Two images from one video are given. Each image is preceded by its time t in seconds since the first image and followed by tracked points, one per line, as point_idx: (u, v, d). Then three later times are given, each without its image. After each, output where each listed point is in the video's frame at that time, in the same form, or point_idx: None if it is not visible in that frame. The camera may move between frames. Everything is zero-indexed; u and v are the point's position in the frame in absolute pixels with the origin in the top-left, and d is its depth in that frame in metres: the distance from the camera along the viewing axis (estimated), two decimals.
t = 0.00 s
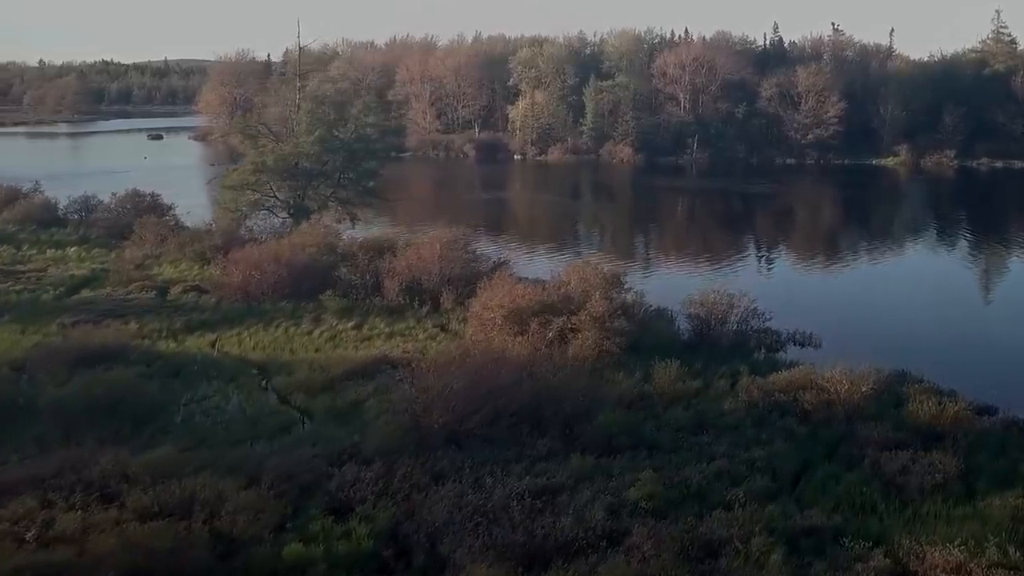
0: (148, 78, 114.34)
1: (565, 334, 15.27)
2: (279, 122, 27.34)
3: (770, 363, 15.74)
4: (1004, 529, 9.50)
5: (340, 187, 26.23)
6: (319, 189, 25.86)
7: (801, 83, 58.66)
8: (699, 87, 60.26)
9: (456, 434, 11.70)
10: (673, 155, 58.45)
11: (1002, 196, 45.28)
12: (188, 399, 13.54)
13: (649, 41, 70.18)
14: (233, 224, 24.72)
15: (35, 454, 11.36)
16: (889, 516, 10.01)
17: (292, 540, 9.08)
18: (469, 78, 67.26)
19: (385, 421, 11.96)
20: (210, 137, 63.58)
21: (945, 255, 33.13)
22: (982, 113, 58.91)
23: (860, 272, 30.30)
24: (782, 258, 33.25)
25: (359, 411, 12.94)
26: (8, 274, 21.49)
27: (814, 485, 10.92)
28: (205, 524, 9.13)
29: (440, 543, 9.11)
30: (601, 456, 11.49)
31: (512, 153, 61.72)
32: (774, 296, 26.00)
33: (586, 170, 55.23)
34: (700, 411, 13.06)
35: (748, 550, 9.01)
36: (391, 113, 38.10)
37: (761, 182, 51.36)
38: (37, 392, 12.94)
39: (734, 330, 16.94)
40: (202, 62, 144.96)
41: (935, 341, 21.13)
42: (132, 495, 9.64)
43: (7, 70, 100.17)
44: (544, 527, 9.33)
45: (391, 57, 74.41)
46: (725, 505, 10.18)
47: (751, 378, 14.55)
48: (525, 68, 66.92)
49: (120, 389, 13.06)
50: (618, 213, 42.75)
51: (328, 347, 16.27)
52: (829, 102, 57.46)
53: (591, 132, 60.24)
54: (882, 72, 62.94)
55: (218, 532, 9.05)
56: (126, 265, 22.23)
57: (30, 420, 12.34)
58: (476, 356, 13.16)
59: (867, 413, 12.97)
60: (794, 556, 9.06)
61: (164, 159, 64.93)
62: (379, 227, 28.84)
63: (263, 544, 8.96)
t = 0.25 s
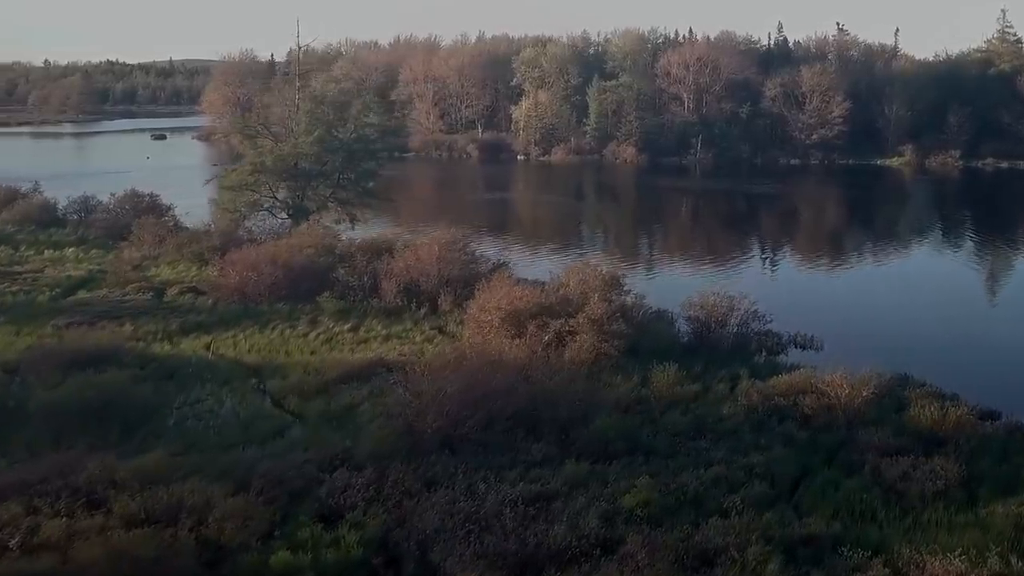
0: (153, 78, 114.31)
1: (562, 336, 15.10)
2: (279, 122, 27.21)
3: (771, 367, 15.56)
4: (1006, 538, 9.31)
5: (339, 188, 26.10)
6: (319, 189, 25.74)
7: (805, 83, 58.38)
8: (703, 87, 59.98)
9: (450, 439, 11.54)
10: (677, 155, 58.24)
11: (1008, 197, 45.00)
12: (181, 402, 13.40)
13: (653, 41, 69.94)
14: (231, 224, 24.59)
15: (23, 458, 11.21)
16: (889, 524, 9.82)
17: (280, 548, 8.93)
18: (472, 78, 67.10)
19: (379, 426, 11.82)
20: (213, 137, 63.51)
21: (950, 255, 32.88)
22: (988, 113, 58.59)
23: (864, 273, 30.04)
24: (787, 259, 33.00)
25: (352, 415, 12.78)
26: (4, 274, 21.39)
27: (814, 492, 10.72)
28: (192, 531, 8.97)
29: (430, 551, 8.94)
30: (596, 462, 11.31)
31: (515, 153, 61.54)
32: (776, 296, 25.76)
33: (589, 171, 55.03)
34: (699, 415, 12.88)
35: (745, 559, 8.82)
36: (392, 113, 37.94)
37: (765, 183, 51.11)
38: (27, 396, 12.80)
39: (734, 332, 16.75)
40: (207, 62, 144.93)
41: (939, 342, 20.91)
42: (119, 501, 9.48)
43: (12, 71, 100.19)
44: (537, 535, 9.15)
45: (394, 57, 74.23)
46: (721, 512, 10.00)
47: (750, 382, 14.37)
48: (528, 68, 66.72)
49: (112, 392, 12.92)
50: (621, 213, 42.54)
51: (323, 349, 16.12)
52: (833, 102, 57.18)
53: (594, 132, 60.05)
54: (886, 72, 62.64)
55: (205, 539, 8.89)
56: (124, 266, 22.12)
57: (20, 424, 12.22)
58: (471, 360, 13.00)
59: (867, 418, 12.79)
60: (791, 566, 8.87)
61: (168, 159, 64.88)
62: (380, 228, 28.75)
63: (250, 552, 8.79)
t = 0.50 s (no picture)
0: (158, 78, 114.36)
1: (559, 339, 14.92)
2: (278, 122, 27.08)
3: (771, 370, 15.37)
4: (1009, 547, 9.09)
5: (339, 189, 25.96)
6: (318, 190, 25.62)
7: (810, 83, 58.11)
8: (707, 87, 59.66)
9: (443, 445, 11.37)
10: (681, 155, 58.02)
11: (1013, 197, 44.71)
12: (173, 405, 13.27)
13: (657, 40, 69.68)
14: (230, 225, 24.45)
15: (11, 463, 11.08)
16: (890, 533, 9.61)
17: (267, 556, 8.76)
18: (476, 78, 66.94)
19: (372, 431, 11.66)
20: (215, 137, 63.46)
21: (956, 256, 32.60)
22: (993, 113, 58.25)
23: (869, 274, 29.78)
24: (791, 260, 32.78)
25: (346, 419, 12.62)
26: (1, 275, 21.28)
27: (813, 500, 10.52)
28: (177, 538, 8.81)
29: (420, 560, 8.76)
30: (592, 468, 11.12)
31: (518, 153, 61.36)
32: (779, 297, 25.54)
33: (592, 171, 54.84)
34: (697, 420, 12.69)
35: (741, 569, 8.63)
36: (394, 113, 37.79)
37: (769, 183, 50.88)
38: (18, 400, 12.67)
39: (734, 335, 16.56)
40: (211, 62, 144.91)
41: (944, 342, 20.70)
42: (105, 508, 9.33)
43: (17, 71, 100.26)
44: (529, 544, 8.96)
45: (398, 57, 74.10)
46: (718, 521, 9.82)
47: (750, 386, 14.18)
48: (531, 68, 66.53)
49: (104, 395, 12.78)
50: (624, 214, 42.33)
51: (319, 352, 15.96)
52: (838, 102, 56.89)
53: (598, 133, 59.88)
54: (891, 72, 62.33)
55: (191, 547, 8.73)
56: (121, 267, 22.01)
57: (10, 428, 12.08)
58: (466, 364, 12.83)
59: (868, 423, 12.58)
60: None
61: (171, 159, 64.84)
62: (380, 229, 28.62)
63: (236, 561, 8.63)
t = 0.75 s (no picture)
0: (162, 78, 114.37)
1: (556, 342, 14.74)
2: (277, 123, 26.95)
3: (771, 374, 15.18)
4: (1011, 557, 8.89)
5: (338, 190, 25.82)
6: (316, 191, 25.48)
7: (814, 83, 57.84)
8: (711, 87, 59.31)
9: (436, 450, 11.20)
10: (684, 156, 57.80)
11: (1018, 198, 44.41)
12: (165, 409, 13.12)
13: (661, 41, 69.42)
14: (228, 226, 24.32)
15: None
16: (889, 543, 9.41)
17: (252, 565, 8.59)
18: (479, 78, 66.79)
19: (363, 437, 11.49)
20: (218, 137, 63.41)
21: (961, 257, 32.32)
22: (999, 113, 57.91)
23: (874, 274, 29.50)
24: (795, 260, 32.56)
25: (338, 424, 12.45)
26: None
27: (811, 508, 10.32)
28: (162, 547, 8.64)
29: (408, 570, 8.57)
30: (586, 475, 10.94)
31: (521, 154, 61.17)
32: (781, 297, 25.28)
33: (595, 171, 54.67)
34: (694, 426, 12.50)
35: None
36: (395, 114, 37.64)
37: (772, 184, 50.65)
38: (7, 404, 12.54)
39: (734, 337, 16.36)
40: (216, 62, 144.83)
41: (946, 341, 20.48)
42: (90, 516, 9.18)
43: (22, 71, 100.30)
44: (520, 553, 8.77)
45: (401, 58, 73.94)
46: (714, 529, 9.63)
47: (749, 390, 13.99)
48: (535, 69, 66.35)
49: (94, 399, 12.64)
50: (627, 214, 42.13)
51: (314, 355, 15.81)
52: (842, 103, 56.59)
53: (601, 133, 59.70)
54: (896, 72, 62.01)
55: (176, 556, 8.57)
56: (118, 268, 21.91)
57: None
58: (459, 368, 12.65)
59: (868, 429, 12.39)
60: None
61: (174, 159, 64.86)
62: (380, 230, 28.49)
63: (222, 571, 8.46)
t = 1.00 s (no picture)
0: (167, 78, 114.44)
1: (553, 345, 14.55)
2: (277, 123, 26.83)
3: (771, 378, 14.98)
4: (1012, 567, 8.68)
5: (337, 190, 25.69)
6: (315, 191, 25.35)
7: (818, 83, 57.60)
8: (715, 87, 58.94)
9: (428, 456, 11.03)
10: (687, 156, 57.60)
11: None
12: (157, 413, 12.98)
13: (664, 41, 69.20)
14: (227, 226, 24.20)
15: None
16: (888, 552, 9.21)
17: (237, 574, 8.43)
18: (482, 78, 66.65)
19: (355, 443, 11.31)
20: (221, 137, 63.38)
21: (966, 258, 32.04)
22: (1004, 113, 57.59)
23: (878, 275, 29.24)
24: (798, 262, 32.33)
25: (330, 429, 12.28)
26: None
27: (810, 516, 10.12)
28: (144, 555, 8.47)
29: None
30: (580, 482, 10.75)
31: (524, 154, 61.00)
32: (784, 298, 25.04)
33: (598, 172, 54.52)
34: (691, 431, 12.31)
35: None
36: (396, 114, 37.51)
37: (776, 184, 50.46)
38: None
39: (733, 340, 16.15)
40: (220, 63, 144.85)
41: (948, 341, 20.28)
42: (73, 523, 9.02)
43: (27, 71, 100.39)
44: (510, 563, 8.59)
45: (405, 58, 73.82)
46: (709, 538, 9.45)
47: (748, 395, 13.80)
48: (538, 69, 66.19)
49: (84, 403, 12.50)
50: (629, 215, 41.94)
51: (308, 357, 15.65)
52: (847, 103, 56.33)
53: (605, 134, 59.54)
54: (901, 72, 61.71)
55: (159, 564, 8.41)
56: (115, 269, 21.81)
57: None
58: (453, 372, 12.48)
59: (869, 434, 12.18)
60: None
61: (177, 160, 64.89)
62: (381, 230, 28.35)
63: None
